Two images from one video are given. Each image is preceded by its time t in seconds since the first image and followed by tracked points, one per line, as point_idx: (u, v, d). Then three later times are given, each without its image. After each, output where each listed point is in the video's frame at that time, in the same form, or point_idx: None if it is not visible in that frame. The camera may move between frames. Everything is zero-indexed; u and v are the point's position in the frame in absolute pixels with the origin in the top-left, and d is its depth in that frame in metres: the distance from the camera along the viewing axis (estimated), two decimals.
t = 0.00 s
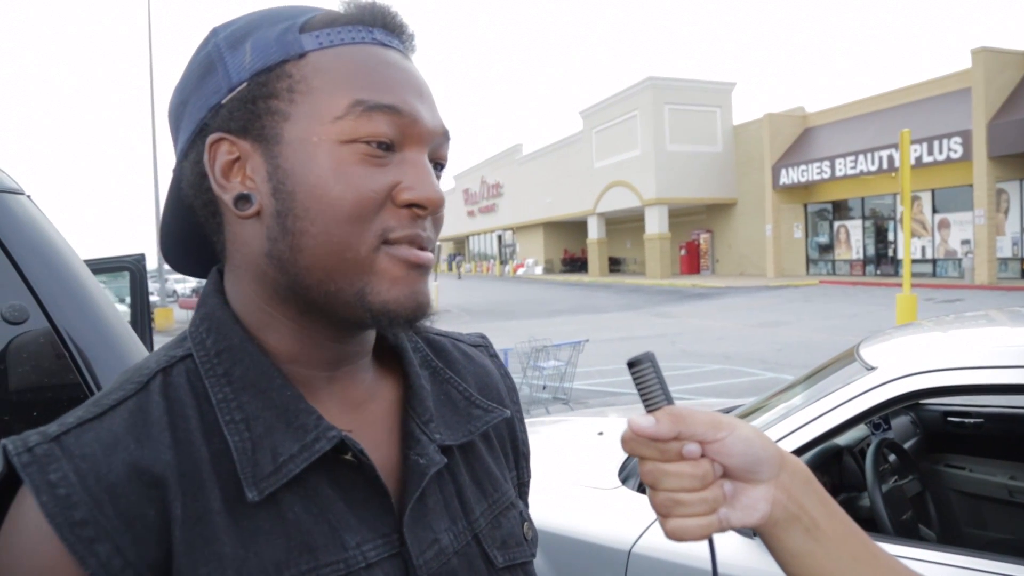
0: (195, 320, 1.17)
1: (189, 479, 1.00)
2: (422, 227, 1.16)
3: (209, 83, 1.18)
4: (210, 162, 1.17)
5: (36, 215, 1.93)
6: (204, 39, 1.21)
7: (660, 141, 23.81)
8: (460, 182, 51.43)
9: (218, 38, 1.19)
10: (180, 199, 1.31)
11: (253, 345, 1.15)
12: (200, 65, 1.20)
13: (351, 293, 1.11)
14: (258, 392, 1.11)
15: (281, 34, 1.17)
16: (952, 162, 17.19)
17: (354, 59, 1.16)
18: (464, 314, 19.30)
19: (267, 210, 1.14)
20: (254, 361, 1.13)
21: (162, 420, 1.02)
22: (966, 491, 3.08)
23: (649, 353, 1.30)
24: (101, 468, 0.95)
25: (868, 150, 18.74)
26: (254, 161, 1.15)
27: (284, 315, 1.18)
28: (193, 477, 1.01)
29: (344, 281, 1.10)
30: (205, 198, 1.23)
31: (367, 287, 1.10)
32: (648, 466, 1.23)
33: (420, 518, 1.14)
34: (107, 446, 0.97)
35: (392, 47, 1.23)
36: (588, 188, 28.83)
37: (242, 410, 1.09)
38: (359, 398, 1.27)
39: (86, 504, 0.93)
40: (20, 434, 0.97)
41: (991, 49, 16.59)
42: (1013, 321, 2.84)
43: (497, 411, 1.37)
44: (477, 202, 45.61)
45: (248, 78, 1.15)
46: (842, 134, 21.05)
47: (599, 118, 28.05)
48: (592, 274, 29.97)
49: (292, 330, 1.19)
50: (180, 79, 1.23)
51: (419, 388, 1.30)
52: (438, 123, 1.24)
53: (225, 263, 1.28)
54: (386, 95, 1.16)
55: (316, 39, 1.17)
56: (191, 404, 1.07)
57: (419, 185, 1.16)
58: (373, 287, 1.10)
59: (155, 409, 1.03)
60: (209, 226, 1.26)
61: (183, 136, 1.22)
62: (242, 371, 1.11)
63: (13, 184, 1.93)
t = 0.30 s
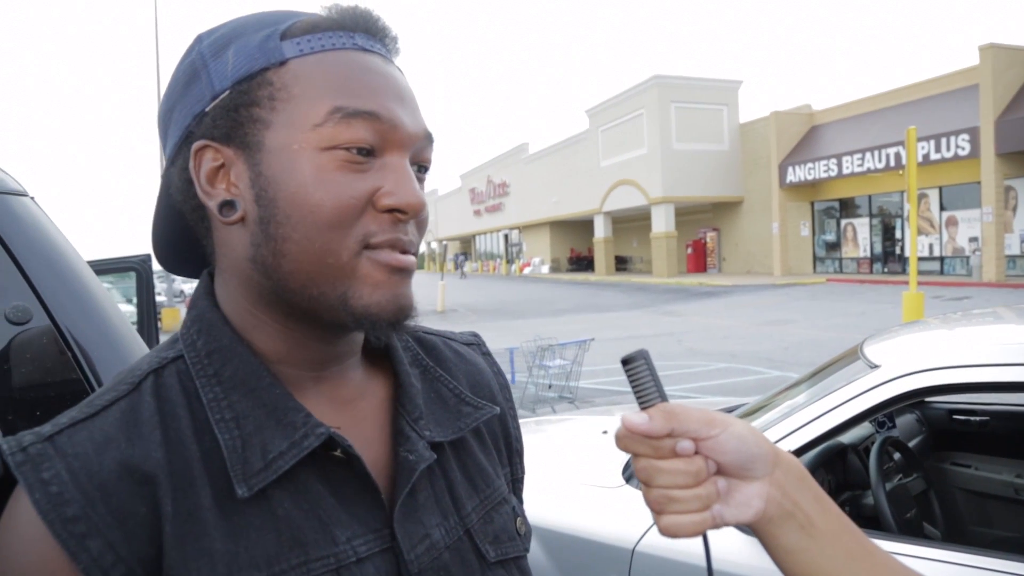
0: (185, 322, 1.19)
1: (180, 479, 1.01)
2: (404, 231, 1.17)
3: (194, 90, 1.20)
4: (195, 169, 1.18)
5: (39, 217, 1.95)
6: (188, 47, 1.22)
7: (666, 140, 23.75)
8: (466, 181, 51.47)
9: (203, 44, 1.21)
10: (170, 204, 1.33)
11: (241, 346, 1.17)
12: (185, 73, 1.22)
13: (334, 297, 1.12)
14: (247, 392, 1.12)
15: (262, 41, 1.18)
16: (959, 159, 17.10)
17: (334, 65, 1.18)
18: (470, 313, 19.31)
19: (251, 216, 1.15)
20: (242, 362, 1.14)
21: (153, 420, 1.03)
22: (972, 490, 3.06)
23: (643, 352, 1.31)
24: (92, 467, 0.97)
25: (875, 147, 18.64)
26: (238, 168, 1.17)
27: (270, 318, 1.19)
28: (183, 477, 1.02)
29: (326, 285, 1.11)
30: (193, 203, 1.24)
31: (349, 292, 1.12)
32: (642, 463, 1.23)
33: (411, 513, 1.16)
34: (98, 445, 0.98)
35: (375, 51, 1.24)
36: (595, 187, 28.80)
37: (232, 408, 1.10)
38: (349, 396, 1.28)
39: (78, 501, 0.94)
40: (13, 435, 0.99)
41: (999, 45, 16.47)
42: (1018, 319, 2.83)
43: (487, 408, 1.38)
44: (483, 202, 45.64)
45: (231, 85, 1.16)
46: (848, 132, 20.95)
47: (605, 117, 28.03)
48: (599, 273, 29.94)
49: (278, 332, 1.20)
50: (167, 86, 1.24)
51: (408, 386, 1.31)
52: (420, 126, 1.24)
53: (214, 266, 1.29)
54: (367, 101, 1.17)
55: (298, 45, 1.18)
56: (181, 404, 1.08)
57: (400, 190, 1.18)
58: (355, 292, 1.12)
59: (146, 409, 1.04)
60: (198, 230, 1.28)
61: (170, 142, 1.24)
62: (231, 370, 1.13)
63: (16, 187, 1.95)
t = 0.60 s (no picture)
0: (177, 318, 1.19)
1: (173, 472, 1.02)
2: (392, 228, 1.17)
3: (181, 92, 1.19)
4: (184, 169, 1.18)
5: (37, 215, 1.95)
6: (175, 49, 1.22)
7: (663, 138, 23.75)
8: (462, 179, 51.43)
9: (188, 46, 1.20)
10: (159, 204, 1.33)
11: (232, 343, 1.17)
12: (172, 74, 1.21)
13: (322, 296, 1.12)
14: (239, 386, 1.13)
15: (248, 42, 1.17)
16: (954, 159, 17.14)
17: (320, 65, 1.17)
18: (467, 312, 19.30)
19: (239, 216, 1.15)
20: (234, 357, 1.15)
21: (147, 414, 1.04)
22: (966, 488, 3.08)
23: (638, 350, 1.32)
24: (87, 459, 0.97)
25: (871, 146, 18.67)
26: (226, 168, 1.17)
27: (261, 315, 1.20)
28: (178, 469, 1.02)
29: (315, 283, 1.12)
30: (182, 203, 1.24)
31: (337, 291, 1.12)
32: (636, 459, 1.23)
33: (403, 506, 1.16)
34: (91, 439, 0.99)
35: (360, 50, 1.24)
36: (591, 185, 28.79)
37: (225, 402, 1.10)
38: (339, 391, 1.28)
39: (73, 492, 0.95)
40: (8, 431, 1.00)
41: (994, 44, 16.50)
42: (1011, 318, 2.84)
43: (475, 402, 1.38)
44: (480, 200, 45.62)
45: (218, 87, 1.16)
46: (844, 131, 20.98)
47: (601, 115, 28.03)
48: (595, 272, 29.95)
49: (268, 329, 1.21)
50: (154, 88, 1.24)
51: (396, 381, 1.31)
52: (406, 125, 1.24)
53: (204, 265, 1.29)
54: (354, 100, 1.17)
55: (284, 46, 1.18)
56: (174, 399, 1.09)
57: (387, 188, 1.18)
58: (343, 290, 1.12)
59: (139, 403, 1.05)
60: (188, 230, 1.28)
61: (158, 143, 1.23)
62: (223, 365, 1.14)
63: (13, 183, 1.94)
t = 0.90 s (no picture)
0: (167, 308, 1.17)
1: (178, 452, 1.01)
2: (379, 229, 1.15)
3: (169, 90, 1.17)
4: (172, 168, 1.16)
5: (28, 215, 1.93)
6: (163, 46, 1.19)
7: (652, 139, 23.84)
8: (451, 179, 51.37)
9: (177, 44, 1.18)
10: (145, 201, 1.30)
11: (226, 331, 1.15)
12: (159, 72, 1.19)
13: (311, 295, 1.11)
14: (236, 373, 1.11)
15: (237, 42, 1.15)
16: (940, 161, 17.31)
17: (308, 66, 1.15)
18: (455, 312, 19.28)
19: (227, 215, 1.13)
20: (229, 346, 1.13)
21: (148, 396, 1.03)
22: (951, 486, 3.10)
23: (630, 347, 1.32)
24: (91, 438, 0.96)
25: (858, 148, 18.83)
26: (214, 167, 1.15)
27: (250, 311, 1.18)
28: (181, 450, 1.01)
29: (303, 283, 1.10)
30: (169, 202, 1.22)
31: (326, 291, 1.10)
32: (630, 454, 1.23)
33: (392, 498, 1.15)
34: (93, 419, 0.97)
35: (349, 51, 1.22)
36: (580, 186, 28.83)
37: (222, 390, 1.09)
38: (330, 385, 1.27)
39: (79, 472, 0.93)
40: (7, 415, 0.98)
41: (980, 48, 16.65)
42: (1000, 318, 2.86)
43: (466, 391, 1.37)
44: (469, 200, 45.58)
45: (206, 86, 1.14)
46: (831, 133, 21.14)
47: (590, 116, 28.09)
48: (584, 272, 30.01)
49: (259, 325, 1.19)
50: (141, 85, 1.22)
51: (386, 373, 1.30)
52: (394, 126, 1.23)
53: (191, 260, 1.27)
54: (343, 101, 1.15)
55: (272, 47, 1.16)
56: (174, 384, 1.07)
57: (375, 188, 1.16)
58: (332, 290, 1.10)
59: (139, 386, 1.03)
60: (174, 227, 1.25)
61: (145, 141, 1.21)
62: (219, 353, 1.12)
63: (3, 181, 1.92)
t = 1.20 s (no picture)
0: (176, 304, 1.17)
1: (183, 444, 1.01)
2: (392, 233, 1.15)
3: (183, 90, 1.16)
4: (184, 169, 1.16)
5: (28, 216, 1.92)
6: (175, 46, 1.19)
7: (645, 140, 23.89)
8: (444, 180, 51.30)
9: (189, 44, 1.17)
10: (154, 199, 1.30)
11: (236, 330, 1.15)
12: (171, 72, 1.18)
13: (324, 299, 1.10)
14: (243, 370, 1.11)
15: (251, 43, 1.15)
16: (931, 162, 17.43)
17: (323, 70, 1.15)
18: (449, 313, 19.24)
19: (241, 218, 1.13)
20: (238, 343, 1.13)
21: (155, 388, 1.03)
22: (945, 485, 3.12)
23: (636, 345, 1.32)
24: (94, 425, 0.96)
25: (850, 149, 18.94)
26: (228, 169, 1.15)
27: (262, 313, 1.18)
28: (187, 442, 1.01)
29: (317, 286, 1.10)
30: (180, 201, 1.21)
31: (340, 294, 1.10)
32: (636, 451, 1.23)
33: (399, 498, 1.16)
34: (98, 406, 0.98)
35: (362, 54, 1.22)
36: (573, 187, 28.86)
37: (229, 386, 1.09)
38: (337, 385, 1.27)
39: (78, 459, 0.93)
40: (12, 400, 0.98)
41: (970, 50, 16.76)
42: (994, 318, 2.88)
43: (472, 391, 1.36)
44: (462, 201, 45.53)
45: (221, 88, 1.14)
46: (823, 134, 21.25)
47: (583, 116, 28.11)
48: (577, 273, 30.04)
49: (268, 326, 1.19)
50: (152, 84, 1.21)
51: (393, 374, 1.30)
52: (407, 129, 1.23)
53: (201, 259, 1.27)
54: (357, 106, 1.15)
55: (286, 49, 1.15)
56: (182, 376, 1.08)
57: (388, 191, 1.16)
58: (345, 294, 1.10)
59: (146, 377, 1.04)
60: (184, 226, 1.25)
61: (156, 141, 1.21)
62: (227, 351, 1.12)
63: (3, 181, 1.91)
